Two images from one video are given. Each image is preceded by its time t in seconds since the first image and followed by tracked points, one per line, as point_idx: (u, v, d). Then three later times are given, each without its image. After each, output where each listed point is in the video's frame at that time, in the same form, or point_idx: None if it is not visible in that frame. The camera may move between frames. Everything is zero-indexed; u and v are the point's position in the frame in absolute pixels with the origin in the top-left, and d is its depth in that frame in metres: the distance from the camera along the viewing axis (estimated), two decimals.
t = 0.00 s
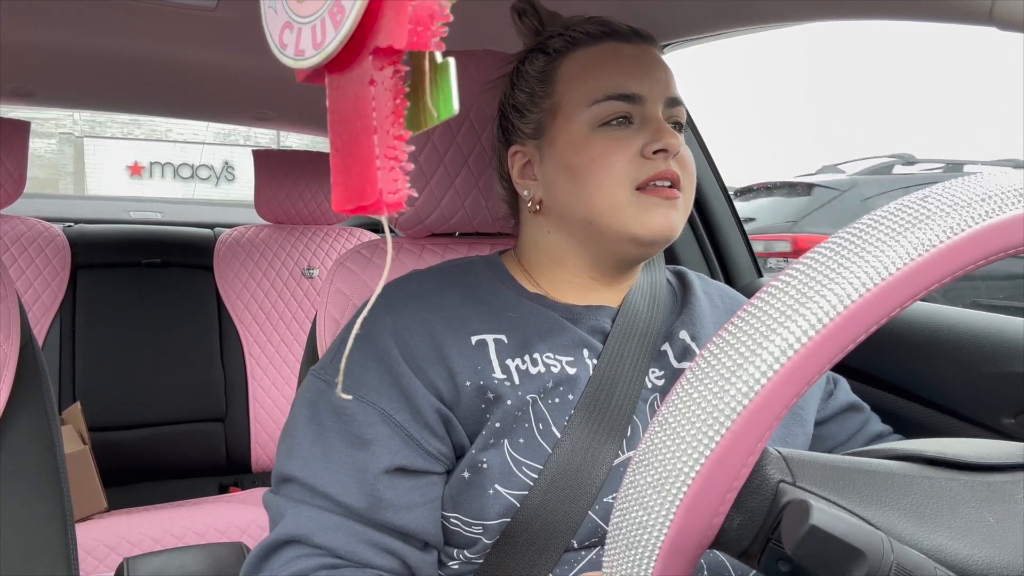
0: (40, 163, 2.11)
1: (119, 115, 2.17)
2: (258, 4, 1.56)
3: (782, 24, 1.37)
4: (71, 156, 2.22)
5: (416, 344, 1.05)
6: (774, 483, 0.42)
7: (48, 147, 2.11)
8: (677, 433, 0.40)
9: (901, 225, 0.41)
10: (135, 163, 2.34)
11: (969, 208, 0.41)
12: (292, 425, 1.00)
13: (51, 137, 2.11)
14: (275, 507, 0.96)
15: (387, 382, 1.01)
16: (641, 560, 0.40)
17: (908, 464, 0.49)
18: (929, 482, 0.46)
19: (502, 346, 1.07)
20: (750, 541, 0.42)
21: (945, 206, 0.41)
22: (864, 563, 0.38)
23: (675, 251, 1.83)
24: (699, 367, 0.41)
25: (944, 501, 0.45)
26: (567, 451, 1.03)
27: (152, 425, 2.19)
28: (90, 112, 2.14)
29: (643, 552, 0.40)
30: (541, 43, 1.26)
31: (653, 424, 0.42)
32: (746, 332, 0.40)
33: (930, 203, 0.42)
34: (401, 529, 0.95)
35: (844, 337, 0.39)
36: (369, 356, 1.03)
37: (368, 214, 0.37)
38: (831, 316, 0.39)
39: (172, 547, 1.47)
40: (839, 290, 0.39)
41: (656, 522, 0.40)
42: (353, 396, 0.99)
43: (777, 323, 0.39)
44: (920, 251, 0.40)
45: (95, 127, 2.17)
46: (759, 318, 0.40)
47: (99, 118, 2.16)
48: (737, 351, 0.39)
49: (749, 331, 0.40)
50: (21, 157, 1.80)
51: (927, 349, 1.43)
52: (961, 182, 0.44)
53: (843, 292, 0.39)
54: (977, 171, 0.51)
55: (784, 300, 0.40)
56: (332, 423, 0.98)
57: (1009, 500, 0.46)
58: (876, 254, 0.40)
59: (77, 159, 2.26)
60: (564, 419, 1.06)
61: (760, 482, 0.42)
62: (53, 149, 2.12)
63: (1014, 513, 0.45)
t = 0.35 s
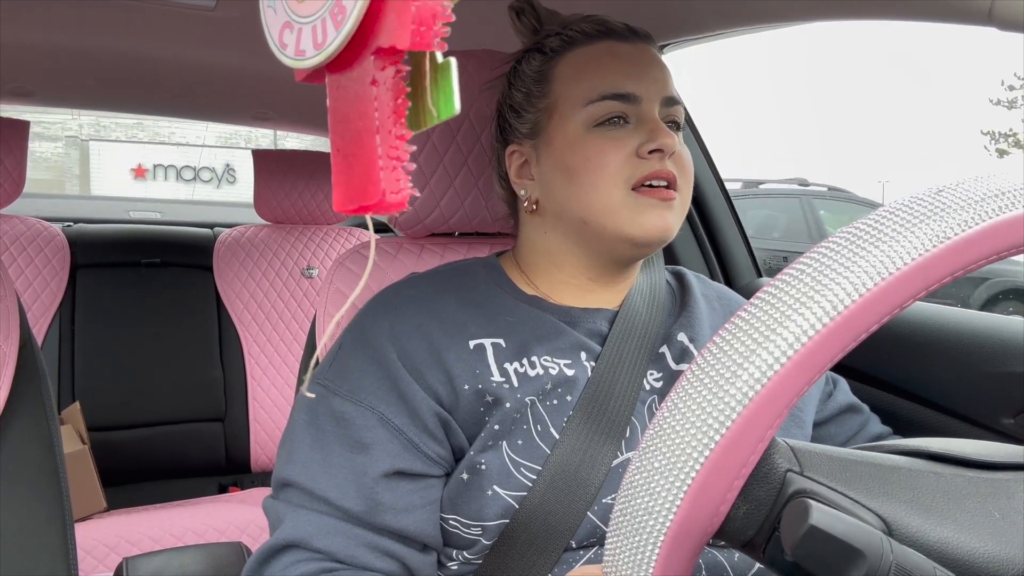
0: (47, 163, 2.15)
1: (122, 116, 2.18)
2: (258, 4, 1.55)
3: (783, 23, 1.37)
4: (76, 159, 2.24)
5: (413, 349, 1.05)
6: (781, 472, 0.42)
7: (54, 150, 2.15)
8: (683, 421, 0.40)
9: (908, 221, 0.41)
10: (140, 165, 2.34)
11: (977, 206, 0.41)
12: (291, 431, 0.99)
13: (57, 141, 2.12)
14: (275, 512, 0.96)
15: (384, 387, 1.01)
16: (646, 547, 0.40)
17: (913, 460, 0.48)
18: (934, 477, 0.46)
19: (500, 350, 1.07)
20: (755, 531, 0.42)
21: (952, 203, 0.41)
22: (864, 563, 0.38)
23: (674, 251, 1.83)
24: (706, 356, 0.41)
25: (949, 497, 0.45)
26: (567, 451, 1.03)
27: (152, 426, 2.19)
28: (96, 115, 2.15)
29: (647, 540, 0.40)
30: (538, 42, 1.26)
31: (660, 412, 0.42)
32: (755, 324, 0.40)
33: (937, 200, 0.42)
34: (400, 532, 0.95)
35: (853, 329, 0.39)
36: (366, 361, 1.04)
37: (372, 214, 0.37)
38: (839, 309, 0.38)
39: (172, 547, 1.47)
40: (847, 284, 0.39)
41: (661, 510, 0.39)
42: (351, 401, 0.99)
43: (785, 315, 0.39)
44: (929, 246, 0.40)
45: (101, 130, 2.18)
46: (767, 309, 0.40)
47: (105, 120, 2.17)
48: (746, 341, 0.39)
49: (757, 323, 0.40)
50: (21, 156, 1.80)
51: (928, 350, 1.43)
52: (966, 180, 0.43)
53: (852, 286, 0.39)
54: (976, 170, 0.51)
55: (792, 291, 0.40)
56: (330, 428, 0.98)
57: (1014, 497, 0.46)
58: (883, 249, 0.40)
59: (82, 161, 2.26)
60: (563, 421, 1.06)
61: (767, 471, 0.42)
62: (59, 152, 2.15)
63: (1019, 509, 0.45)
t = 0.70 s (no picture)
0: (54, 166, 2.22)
1: (127, 119, 2.20)
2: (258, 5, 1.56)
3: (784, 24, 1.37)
4: (83, 162, 2.31)
5: (414, 353, 1.05)
6: (781, 472, 0.42)
7: (61, 154, 2.22)
8: (684, 420, 0.40)
9: (910, 222, 0.41)
10: (145, 169, 2.41)
11: (979, 206, 0.41)
12: (291, 433, 0.99)
13: (64, 145, 2.19)
14: (275, 516, 0.96)
15: (385, 391, 1.01)
16: (646, 546, 0.40)
17: (913, 459, 0.49)
18: (934, 477, 0.46)
19: (500, 354, 1.07)
20: (755, 531, 0.42)
21: (954, 204, 0.41)
22: (863, 563, 0.38)
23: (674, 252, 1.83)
24: (707, 355, 0.41)
25: (947, 496, 0.45)
26: (567, 454, 1.03)
27: (152, 426, 2.19)
28: (101, 118, 2.19)
29: (648, 539, 0.40)
30: (539, 44, 1.26)
31: (662, 411, 0.42)
32: (757, 322, 0.40)
33: (937, 200, 0.42)
34: (400, 535, 0.95)
35: (856, 329, 0.39)
36: (365, 364, 1.03)
37: (367, 212, 0.37)
38: (841, 308, 0.39)
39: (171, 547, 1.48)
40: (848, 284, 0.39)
41: (661, 508, 0.39)
42: (351, 405, 0.99)
43: (787, 314, 0.39)
44: (932, 245, 0.40)
45: (106, 135, 2.24)
46: (769, 309, 0.40)
47: (110, 125, 2.22)
48: (747, 340, 0.40)
49: (759, 321, 0.40)
50: (21, 156, 1.80)
51: (927, 351, 1.43)
52: (968, 181, 0.43)
53: (854, 286, 0.39)
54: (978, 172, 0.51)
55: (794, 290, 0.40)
56: (331, 431, 0.98)
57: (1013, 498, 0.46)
58: (883, 249, 0.40)
59: (88, 164, 2.33)
60: (563, 423, 1.06)
61: (768, 471, 0.42)
62: (65, 155, 2.22)
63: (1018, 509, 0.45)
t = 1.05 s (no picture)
0: (62, 171, 2.29)
1: (134, 122, 2.25)
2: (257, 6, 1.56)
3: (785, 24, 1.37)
4: (91, 166, 2.38)
5: (413, 356, 1.05)
6: (801, 449, 0.44)
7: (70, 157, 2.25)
8: (706, 393, 0.43)
9: (923, 217, 0.44)
10: (150, 172, 2.42)
11: (989, 204, 0.44)
12: (291, 437, 1.00)
13: (72, 149, 2.22)
14: (275, 520, 0.95)
15: (384, 394, 1.01)
16: (661, 515, 0.42)
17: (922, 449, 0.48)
18: (948, 466, 0.46)
19: (499, 358, 1.07)
20: (770, 508, 0.44)
21: (964, 202, 0.44)
22: (864, 564, 0.37)
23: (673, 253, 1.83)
24: (728, 331, 0.44)
25: (959, 485, 0.44)
26: (566, 456, 1.03)
27: (152, 428, 2.19)
28: (109, 121, 2.23)
29: (665, 505, 0.42)
30: (538, 45, 1.26)
31: (684, 383, 0.45)
32: (780, 303, 0.43)
33: (948, 198, 0.45)
34: (400, 537, 0.95)
35: (874, 313, 0.42)
36: (364, 367, 1.03)
37: (358, 212, 0.36)
38: (861, 294, 0.42)
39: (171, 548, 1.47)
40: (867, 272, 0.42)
41: (681, 476, 0.42)
42: (349, 408, 0.99)
43: (805, 299, 0.42)
44: (940, 242, 0.43)
45: (113, 138, 2.29)
46: (793, 290, 0.43)
47: (117, 130, 2.28)
48: (770, 319, 0.43)
49: (783, 303, 0.43)
50: (20, 158, 1.80)
51: (927, 352, 1.43)
52: (975, 181, 0.46)
53: (875, 272, 0.42)
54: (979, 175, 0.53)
55: (815, 274, 0.43)
56: (329, 434, 0.98)
57: None
58: (900, 241, 0.43)
59: (97, 166, 2.37)
60: (562, 426, 1.06)
61: (787, 448, 0.44)
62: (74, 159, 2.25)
63: None
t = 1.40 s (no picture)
0: (69, 174, 2.28)
1: (141, 127, 2.25)
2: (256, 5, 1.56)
3: (784, 24, 1.37)
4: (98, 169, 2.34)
5: (410, 357, 1.05)
6: (794, 454, 0.44)
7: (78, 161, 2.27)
8: (699, 399, 0.42)
9: (919, 219, 0.43)
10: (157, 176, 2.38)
11: (986, 204, 0.43)
12: (289, 440, 1.00)
13: (79, 154, 2.24)
14: (274, 521, 0.95)
15: (383, 396, 1.01)
16: (656, 521, 0.42)
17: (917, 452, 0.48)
18: (940, 469, 0.46)
19: (498, 358, 1.07)
20: (765, 512, 0.44)
21: (961, 204, 0.43)
22: (862, 563, 0.37)
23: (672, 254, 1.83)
24: (723, 335, 0.43)
25: (953, 489, 0.44)
26: (565, 456, 1.03)
27: (151, 427, 2.19)
28: (119, 125, 2.23)
29: (658, 512, 0.42)
30: (534, 44, 1.26)
31: (677, 387, 0.44)
32: (772, 308, 0.42)
33: (945, 199, 0.44)
34: (398, 539, 0.95)
35: (865, 319, 0.41)
36: (363, 368, 1.03)
37: (365, 212, 0.36)
38: (853, 298, 0.41)
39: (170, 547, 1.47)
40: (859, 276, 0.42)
41: (674, 483, 0.42)
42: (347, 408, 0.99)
43: (801, 302, 0.42)
44: (934, 244, 0.42)
45: (121, 143, 2.26)
46: (786, 295, 0.43)
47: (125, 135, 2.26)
48: (762, 325, 0.42)
49: (774, 308, 0.42)
50: (18, 156, 1.79)
51: (925, 352, 1.43)
52: (971, 182, 0.46)
53: (867, 276, 0.42)
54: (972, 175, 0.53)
55: (806, 278, 0.43)
56: (327, 436, 0.97)
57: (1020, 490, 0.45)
58: (894, 243, 0.42)
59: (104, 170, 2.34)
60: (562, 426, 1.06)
61: (781, 453, 0.44)
62: (81, 164, 2.26)
63: None
